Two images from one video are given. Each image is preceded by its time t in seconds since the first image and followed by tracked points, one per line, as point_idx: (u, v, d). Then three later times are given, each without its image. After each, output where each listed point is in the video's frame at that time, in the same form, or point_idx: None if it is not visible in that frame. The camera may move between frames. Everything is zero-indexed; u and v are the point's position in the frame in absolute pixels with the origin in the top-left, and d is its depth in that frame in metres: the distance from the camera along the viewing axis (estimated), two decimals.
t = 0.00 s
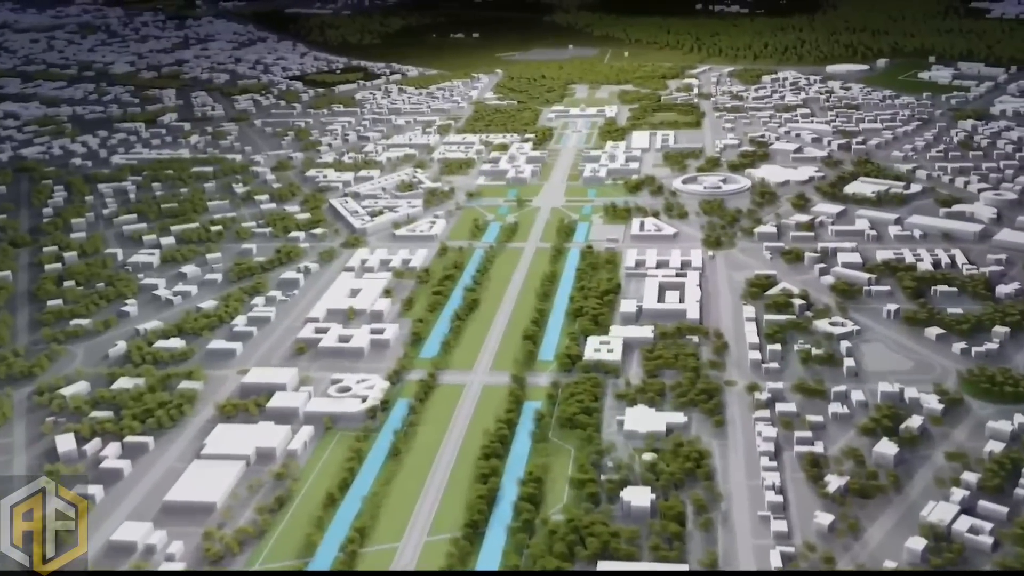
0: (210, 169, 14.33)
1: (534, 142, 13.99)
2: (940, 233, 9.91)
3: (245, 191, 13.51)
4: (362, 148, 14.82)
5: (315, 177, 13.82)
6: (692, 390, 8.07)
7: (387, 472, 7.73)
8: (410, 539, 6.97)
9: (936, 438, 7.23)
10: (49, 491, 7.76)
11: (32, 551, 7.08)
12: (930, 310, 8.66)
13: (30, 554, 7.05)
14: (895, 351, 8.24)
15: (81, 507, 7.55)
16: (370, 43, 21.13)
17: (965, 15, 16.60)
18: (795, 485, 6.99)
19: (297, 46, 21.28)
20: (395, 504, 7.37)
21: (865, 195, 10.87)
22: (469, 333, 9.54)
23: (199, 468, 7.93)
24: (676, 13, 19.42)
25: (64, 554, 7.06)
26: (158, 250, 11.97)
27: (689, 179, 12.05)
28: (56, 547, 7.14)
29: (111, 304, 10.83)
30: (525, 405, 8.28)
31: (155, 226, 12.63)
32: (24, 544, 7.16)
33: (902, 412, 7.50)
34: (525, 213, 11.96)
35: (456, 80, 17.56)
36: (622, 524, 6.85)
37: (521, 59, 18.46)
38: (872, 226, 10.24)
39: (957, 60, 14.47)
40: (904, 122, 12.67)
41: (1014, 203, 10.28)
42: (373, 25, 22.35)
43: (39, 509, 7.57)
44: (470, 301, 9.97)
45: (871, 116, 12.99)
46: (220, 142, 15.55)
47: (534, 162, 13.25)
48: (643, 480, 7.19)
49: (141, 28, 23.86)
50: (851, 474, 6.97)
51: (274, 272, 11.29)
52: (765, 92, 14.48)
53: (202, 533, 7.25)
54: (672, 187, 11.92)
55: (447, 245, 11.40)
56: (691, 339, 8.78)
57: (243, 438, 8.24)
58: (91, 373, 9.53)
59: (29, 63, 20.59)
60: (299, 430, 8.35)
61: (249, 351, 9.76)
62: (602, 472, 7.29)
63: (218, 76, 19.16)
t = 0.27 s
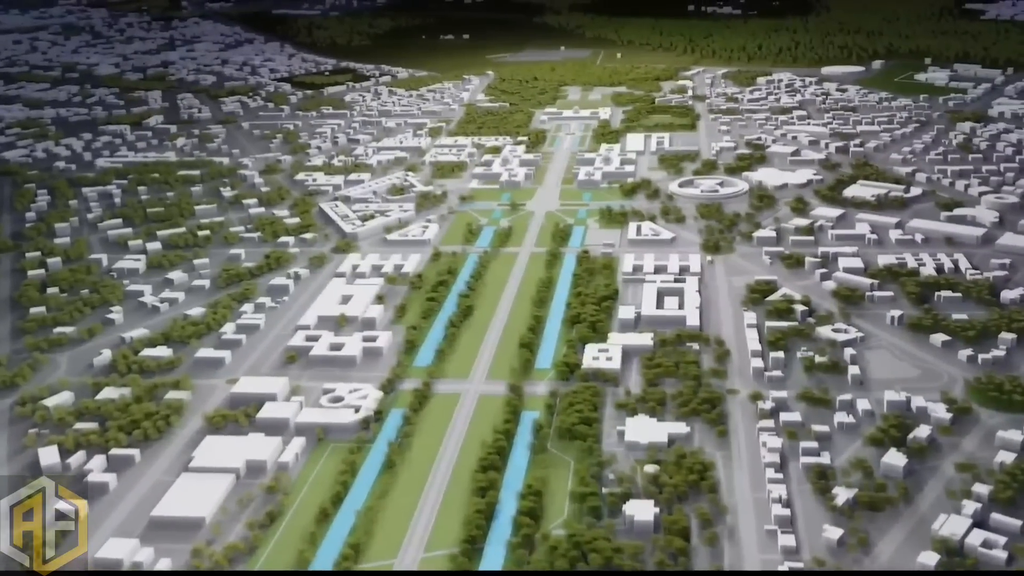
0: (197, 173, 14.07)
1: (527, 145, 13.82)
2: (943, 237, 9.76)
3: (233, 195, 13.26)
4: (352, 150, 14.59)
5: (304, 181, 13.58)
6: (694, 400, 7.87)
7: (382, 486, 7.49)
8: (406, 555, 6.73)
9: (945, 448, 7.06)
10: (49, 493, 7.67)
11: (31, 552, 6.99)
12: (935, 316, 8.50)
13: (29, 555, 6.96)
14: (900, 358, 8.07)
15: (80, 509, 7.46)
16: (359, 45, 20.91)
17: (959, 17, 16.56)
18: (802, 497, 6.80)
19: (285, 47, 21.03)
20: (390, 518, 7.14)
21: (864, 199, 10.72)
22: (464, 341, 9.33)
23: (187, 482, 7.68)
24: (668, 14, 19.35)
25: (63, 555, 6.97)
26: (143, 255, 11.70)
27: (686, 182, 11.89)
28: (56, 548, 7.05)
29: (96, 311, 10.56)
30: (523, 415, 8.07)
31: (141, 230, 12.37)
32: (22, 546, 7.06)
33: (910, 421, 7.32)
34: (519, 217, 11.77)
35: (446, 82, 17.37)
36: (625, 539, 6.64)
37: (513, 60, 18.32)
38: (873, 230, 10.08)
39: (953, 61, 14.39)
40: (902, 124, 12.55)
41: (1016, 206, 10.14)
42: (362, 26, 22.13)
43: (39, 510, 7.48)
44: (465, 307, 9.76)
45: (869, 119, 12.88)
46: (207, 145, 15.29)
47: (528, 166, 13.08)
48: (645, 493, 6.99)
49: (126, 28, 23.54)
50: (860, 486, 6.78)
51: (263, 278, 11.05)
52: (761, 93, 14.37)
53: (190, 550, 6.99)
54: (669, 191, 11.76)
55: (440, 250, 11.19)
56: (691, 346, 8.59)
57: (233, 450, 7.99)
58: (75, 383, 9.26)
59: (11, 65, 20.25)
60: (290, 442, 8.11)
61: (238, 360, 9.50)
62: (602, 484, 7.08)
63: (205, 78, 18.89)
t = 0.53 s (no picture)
0: (186, 176, 13.85)
1: (521, 147, 13.66)
2: (945, 240, 9.63)
3: (223, 199, 13.04)
4: (344, 153, 14.39)
5: (295, 184, 13.38)
6: (696, 408, 7.71)
7: (378, 498, 7.30)
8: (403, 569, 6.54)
9: (953, 457, 6.91)
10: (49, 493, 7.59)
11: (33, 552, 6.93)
12: (939, 321, 8.37)
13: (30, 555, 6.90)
14: (905, 365, 7.93)
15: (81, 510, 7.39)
16: (350, 46, 20.72)
17: (954, 18, 16.53)
18: (808, 508, 6.63)
19: (275, 48, 20.83)
20: (386, 531, 6.94)
21: (865, 202, 10.59)
22: (460, 347, 9.14)
23: (177, 494, 7.47)
24: (662, 15, 19.31)
25: (64, 554, 6.89)
26: (131, 260, 11.48)
27: (683, 186, 11.75)
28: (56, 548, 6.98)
29: (82, 318, 10.34)
30: (522, 424, 7.89)
31: (129, 234, 12.14)
32: (23, 546, 7.00)
33: (917, 430, 7.17)
34: (515, 221, 11.61)
35: (438, 83, 17.20)
36: (628, 552, 6.46)
37: (506, 61, 18.20)
38: (874, 233, 9.95)
39: (950, 63, 14.32)
40: (900, 126, 12.46)
41: (1017, 209, 10.03)
42: (352, 27, 21.95)
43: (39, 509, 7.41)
44: (460, 313, 9.58)
45: (866, 120, 12.78)
46: (196, 147, 15.06)
47: (522, 168, 12.92)
48: (648, 504, 6.81)
49: (113, 29, 23.27)
50: (867, 497, 6.62)
51: (253, 283, 10.85)
52: (757, 95, 14.28)
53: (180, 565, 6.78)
54: (666, 194, 11.61)
55: (434, 254, 11.01)
56: (692, 353, 8.43)
57: (223, 461, 7.79)
58: (61, 392, 9.04)
59: None
60: (282, 452, 7.91)
61: (229, 368, 9.30)
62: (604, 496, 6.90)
63: (193, 79, 18.66)
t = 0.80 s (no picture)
0: (173, 179, 13.59)
1: (515, 150, 13.48)
2: (947, 245, 9.48)
3: (211, 202, 12.79)
4: (334, 156, 14.17)
5: (285, 187, 13.14)
6: (699, 418, 7.52)
7: (373, 511, 7.08)
8: None
9: (964, 468, 6.74)
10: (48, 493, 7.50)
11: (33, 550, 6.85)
12: (945, 328, 8.21)
13: (31, 553, 6.82)
14: (911, 373, 7.76)
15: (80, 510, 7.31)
16: (339, 47, 20.50)
17: (949, 20, 16.49)
18: (817, 522, 6.44)
19: (263, 49, 20.58)
20: (382, 546, 6.72)
21: (865, 205, 10.45)
22: (455, 355, 8.93)
23: (164, 509, 7.21)
24: (654, 16, 19.24)
25: (64, 554, 6.83)
26: (117, 265, 11.22)
27: (680, 189, 11.58)
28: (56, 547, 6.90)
29: (67, 325, 10.08)
30: (520, 435, 7.69)
31: (115, 239, 11.88)
32: (23, 546, 6.90)
33: (926, 440, 7.00)
34: (509, 225, 11.42)
35: (430, 85, 17.00)
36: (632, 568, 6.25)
37: (498, 62, 18.04)
38: (875, 238, 9.79)
39: (947, 65, 14.25)
40: (898, 129, 12.34)
41: (1020, 213, 9.90)
42: (341, 27, 21.73)
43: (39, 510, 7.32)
44: (455, 320, 9.37)
45: (864, 123, 12.67)
46: (183, 150, 14.80)
47: (516, 172, 12.73)
48: (652, 519, 6.61)
49: (98, 30, 22.96)
50: (877, 510, 6.44)
51: (242, 289, 10.61)
52: (753, 97, 14.16)
53: None
54: (663, 198, 11.44)
55: (427, 259, 10.80)
56: (693, 360, 8.25)
57: (212, 475, 7.55)
58: (45, 402, 8.77)
59: None
60: (274, 464, 7.68)
61: (218, 377, 9.05)
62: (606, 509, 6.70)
63: (180, 81, 18.39)
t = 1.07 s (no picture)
0: (160, 182, 13.34)
1: (509, 153, 13.29)
2: (951, 250, 9.33)
3: (199, 206, 12.55)
4: (324, 159, 13.94)
5: (275, 191, 12.90)
6: (702, 428, 7.32)
7: (369, 526, 6.85)
8: None
9: (976, 480, 6.56)
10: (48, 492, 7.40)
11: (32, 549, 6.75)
12: (951, 334, 8.05)
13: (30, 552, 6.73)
14: (918, 381, 7.59)
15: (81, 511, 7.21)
16: (329, 48, 20.27)
17: (946, 22, 16.46)
18: (826, 536, 6.25)
19: (251, 50, 20.34)
20: (378, 563, 6.49)
21: (866, 209, 10.31)
22: (451, 363, 8.72)
23: (153, 523, 6.97)
24: (648, 18, 19.17)
25: (64, 554, 6.73)
26: (103, 271, 10.97)
27: (678, 193, 11.40)
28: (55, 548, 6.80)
29: (51, 333, 9.82)
30: (519, 446, 7.48)
31: (101, 244, 11.63)
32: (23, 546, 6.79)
33: (936, 451, 6.82)
34: (504, 229, 11.22)
35: (421, 87, 16.79)
36: None
37: (490, 64, 17.87)
38: (877, 242, 9.64)
39: (945, 67, 14.17)
40: (897, 131, 12.23)
41: None
42: (331, 28, 21.52)
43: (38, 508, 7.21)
44: (450, 327, 9.16)
45: (862, 125, 12.55)
46: (170, 152, 14.54)
47: (510, 175, 12.54)
48: (656, 533, 6.40)
49: (83, 32, 22.64)
50: (888, 524, 6.25)
51: (232, 296, 10.37)
52: (749, 99, 14.04)
53: None
54: (660, 202, 11.27)
55: (421, 264, 10.58)
56: (695, 368, 8.06)
57: (202, 488, 7.31)
58: (28, 413, 8.51)
59: None
60: (265, 478, 7.44)
61: (207, 386, 8.81)
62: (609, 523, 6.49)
63: (167, 82, 18.12)
